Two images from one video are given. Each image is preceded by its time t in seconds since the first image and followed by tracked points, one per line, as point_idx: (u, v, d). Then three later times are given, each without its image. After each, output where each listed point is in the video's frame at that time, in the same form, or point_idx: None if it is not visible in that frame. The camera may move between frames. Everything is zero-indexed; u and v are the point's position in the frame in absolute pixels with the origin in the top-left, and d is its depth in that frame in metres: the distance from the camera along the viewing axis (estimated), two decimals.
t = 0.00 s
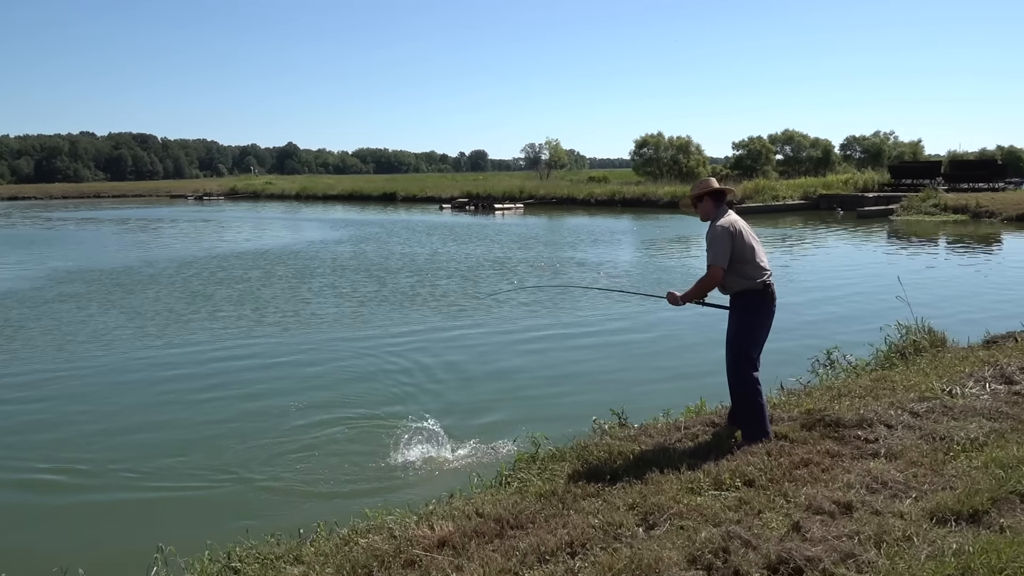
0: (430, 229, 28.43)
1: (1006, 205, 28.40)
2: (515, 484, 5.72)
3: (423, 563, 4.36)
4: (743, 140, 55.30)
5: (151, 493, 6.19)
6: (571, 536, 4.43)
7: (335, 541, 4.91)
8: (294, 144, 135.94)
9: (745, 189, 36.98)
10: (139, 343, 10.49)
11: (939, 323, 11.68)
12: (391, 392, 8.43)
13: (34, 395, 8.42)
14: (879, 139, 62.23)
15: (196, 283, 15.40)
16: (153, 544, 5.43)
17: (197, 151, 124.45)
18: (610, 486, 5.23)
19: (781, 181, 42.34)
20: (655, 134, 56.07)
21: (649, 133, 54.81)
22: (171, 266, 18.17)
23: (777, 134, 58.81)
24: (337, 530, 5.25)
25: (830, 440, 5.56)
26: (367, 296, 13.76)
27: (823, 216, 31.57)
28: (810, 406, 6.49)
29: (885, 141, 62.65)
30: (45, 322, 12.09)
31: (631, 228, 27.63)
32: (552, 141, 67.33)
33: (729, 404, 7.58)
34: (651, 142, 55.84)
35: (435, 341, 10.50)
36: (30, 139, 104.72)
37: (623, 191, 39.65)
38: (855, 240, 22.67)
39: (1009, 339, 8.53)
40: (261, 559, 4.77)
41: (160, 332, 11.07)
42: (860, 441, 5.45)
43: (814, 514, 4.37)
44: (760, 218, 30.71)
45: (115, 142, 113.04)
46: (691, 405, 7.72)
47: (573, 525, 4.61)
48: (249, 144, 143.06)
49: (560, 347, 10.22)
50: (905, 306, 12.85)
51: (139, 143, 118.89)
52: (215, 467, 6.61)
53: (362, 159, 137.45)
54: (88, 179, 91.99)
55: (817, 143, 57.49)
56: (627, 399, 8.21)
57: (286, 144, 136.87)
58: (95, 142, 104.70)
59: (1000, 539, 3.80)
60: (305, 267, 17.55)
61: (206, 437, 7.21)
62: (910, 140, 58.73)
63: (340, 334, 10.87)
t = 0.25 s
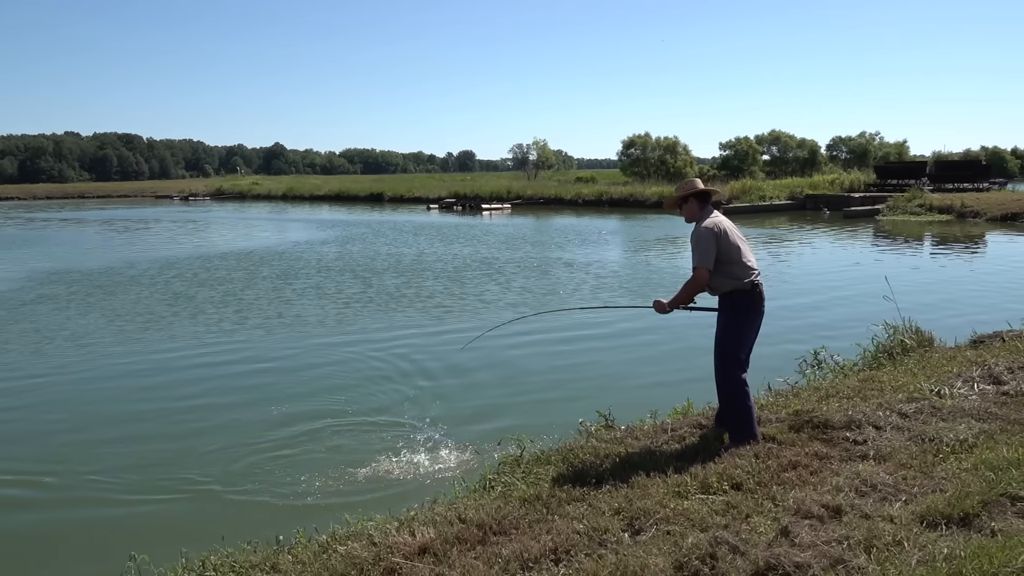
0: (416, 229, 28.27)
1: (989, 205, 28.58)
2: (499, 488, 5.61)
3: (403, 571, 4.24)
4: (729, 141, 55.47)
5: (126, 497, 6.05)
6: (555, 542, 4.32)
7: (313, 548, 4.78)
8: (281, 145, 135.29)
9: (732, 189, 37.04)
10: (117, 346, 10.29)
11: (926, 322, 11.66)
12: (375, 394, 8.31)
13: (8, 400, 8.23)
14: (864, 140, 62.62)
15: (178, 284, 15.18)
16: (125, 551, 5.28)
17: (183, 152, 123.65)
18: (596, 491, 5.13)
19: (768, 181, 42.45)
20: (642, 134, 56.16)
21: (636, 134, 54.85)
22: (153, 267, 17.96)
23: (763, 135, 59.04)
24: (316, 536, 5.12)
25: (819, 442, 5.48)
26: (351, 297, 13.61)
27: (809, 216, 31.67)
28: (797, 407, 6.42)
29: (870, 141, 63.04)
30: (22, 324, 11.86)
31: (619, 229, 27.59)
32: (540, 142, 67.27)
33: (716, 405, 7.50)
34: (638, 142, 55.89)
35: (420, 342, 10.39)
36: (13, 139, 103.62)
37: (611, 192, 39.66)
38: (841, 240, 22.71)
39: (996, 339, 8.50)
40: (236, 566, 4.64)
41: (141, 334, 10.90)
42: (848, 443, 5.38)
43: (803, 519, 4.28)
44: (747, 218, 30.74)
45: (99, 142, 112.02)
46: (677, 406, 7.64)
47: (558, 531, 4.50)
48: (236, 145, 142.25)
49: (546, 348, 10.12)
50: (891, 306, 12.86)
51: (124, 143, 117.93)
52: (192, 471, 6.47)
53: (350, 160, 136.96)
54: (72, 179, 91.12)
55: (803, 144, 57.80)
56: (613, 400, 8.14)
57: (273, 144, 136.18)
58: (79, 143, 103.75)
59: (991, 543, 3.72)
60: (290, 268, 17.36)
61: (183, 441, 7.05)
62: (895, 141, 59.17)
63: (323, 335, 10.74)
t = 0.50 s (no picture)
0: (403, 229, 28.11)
1: (974, 205, 28.76)
2: (486, 493, 5.48)
3: None
4: (716, 141, 55.63)
5: (103, 505, 5.89)
6: (543, 550, 4.20)
7: (294, 556, 4.64)
8: (266, 144, 134.47)
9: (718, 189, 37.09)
10: (96, 348, 10.09)
11: (913, 322, 11.65)
12: (360, 397, 8.18)
13: None
14: (849, 141, 62.99)
15: (160, 285, 14.95)
16: (100, 561, 5.12)
17: (167, 151, 122.66)
18: (585, 495, 5.01)
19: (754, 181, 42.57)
20: (629, 134, 56.20)
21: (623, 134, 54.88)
22: (135, 267, 17.72)
23: (749, 135, 59.24)
24: (297, 544, 4.98)
25: (810, 444, 5.40)
26: (336, 297, 13.44)
27: (795, 216, 31.75)
28: (788, 409, 6.33)
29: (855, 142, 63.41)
30: None
31: (606, 229, 27.53)
32: (527, 142, 67.19)
33: (705, 406, 7.42)
34: (625, 142, 55.93)
35: (406, 343, 10.26)
36: None
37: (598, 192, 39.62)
38: (828, 240, 22.75)
39: (985, 339, 8.47)
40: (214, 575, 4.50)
41: (120, 336, 10.71)
42: (841, 445, 5.30)
43: (796, 524, 4.19)
44: (733, 218, 30.78)
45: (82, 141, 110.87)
46: (667, 408, 7.56)
47: (546, 538, 4.39)
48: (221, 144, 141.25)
49: (534, 350, 10.01)
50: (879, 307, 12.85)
51: (107, 142, 116.82)
52: (172, 478, 6.32)
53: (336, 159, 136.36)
54: (55, 178, 90.11)
55: (789, 145, 58.06)
56: (601, 403, 8.05)
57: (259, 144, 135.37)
58: (62, 142, 102.64)
59: (990, 549, 3.64)
60: (274, 268, 17.16)
61: (162, 447, 6.88)
62: (880, 142, 59.55)
63: (307, 336, 10.59)
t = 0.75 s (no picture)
0: (388, 230, 27.95)
1: (956, 207, 28.99)
2: (474, 500, 5.38)
3: None
4: (701, 143, 55.85)
5: (80, 515, 5.75)
6: (532, 561, 4.11)
7: (276, 568, 4.52)
8: (250, 145, 133.55)
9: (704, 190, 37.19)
10: (74, 353, 9.89)
11: (899, 323, 11.67)
12: (345, 402, 8.06)
13: None
14: (832, 142, 63.42)
15: (140, 287, 14.73)
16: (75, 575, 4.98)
17: (149, 151, 121.53)
18: (574, 502, 4.93)
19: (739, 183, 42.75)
20: (614, 135, 56.26)
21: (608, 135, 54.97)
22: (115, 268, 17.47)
23: (734, 136, 59.49)
24: (281, 555, 4.86)
25: (801, 448, 5.35)
26: (321, 299, 13.30)
27: (780, 217, 31.88)
28: (778, 412, 6.28)
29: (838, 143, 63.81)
30: None
31: (592, 230, 27.48)
32: (512, 143, 67.15)
33: (694, 410, 7.37)
34: (610, 143, 56.02)
35: (392, 346, 10.14)
36: None
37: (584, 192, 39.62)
38: (813, 241, 22.83)
39: (971, 341, 8.48)
40: None
41: (100, 340, 10.52)
42: (831, 450, 5.26)
43: (790, 532, 4.12)
44: (718, 219, 30.87)
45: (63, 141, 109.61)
46: (655, 412, 7.50)
47: (535, 547, 4.29)
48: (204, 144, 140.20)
49: (521, 353, 9.94)
50: (865, 308, 12.88)
51: (89, 142, 115.62)
52: (153, 487, 6.18)
53: (320, 160, 135.65)
54: (35, 178, 89.02)
55: (773, 147, 58.37)
56: (590, 407, 7.98)
57: (242, 144, 134.44)
58: (42, 142, 101.39)
59: (986, 557, 3.59)
60: (257, 270, 16.97)
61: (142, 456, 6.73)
62: (863, 143, 60.04)
63: (291, 340, 10.44)
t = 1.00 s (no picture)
0: (373, 231, 27.79)
1: (938, 208, 29.24)
2: (461, 504, 5.32)
3: None
4: (685, 144, 56.04)
5: (60, 524, 5.64)
6: (521, 565, 4.05)
7: None
8: (233, 146, 132.60)
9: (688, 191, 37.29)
10: (53, 357, 9.73)
11: (884, 323, 11.72)
12: (330, 404, 7.98)
13: None
14: (815, 144, 63.84)
15: (121, 289, 14.53)
16: None
17: (130, 151, 120.37)
18: (562, 505, 4.88)
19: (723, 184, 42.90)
20: (598, 136, 56.32)
21: (593, 136, 55.05)
22: (95, 269, 17.25)
23: (718, 137, 59.74)
24: (265, 562, 4.77)
25: (790, 450, 5.33)
26: (305, 301, 13.18)
27: (764, 218, 32.03)
28: (766, 413, 6.26)
29: (821, 144, 64.23)
30: None
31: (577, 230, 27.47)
32: (497, 144, 67.08)
33: (681, 411, 7.34)
34: (595, 145, 56.09)
35: (377, 348, 10.06)
36: None
37: (568, 193, 39.61)
38: (797, 242, 22.94)
39: (957, 341, 8.51)
40: None
41: (80, 343, 10.36)
42: (820, 451, 5.24)
43: (781, 534, 4.09)
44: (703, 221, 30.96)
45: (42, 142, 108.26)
46: (643, 413, 7.47)
47: (524, 551, 4.24)
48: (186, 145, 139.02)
49: (508, 354, 9.88)
50: (849, 308, 12.93)
51: (69, 142, 114.31)
52: (134, 493, 6.08)
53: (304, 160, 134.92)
54: (14, 179, 87.84)
55: (757, 148, 58.64)
56: (577, 408, 7.94)
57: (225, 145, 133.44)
58: (21, 142, 100.09)
59: (978, 558, 3.58)
60: (240, 271, 16.80)
61: (122, 463, 6.61)
62: (845, 145, 60.53)
63: (275, 342, 10.34)
